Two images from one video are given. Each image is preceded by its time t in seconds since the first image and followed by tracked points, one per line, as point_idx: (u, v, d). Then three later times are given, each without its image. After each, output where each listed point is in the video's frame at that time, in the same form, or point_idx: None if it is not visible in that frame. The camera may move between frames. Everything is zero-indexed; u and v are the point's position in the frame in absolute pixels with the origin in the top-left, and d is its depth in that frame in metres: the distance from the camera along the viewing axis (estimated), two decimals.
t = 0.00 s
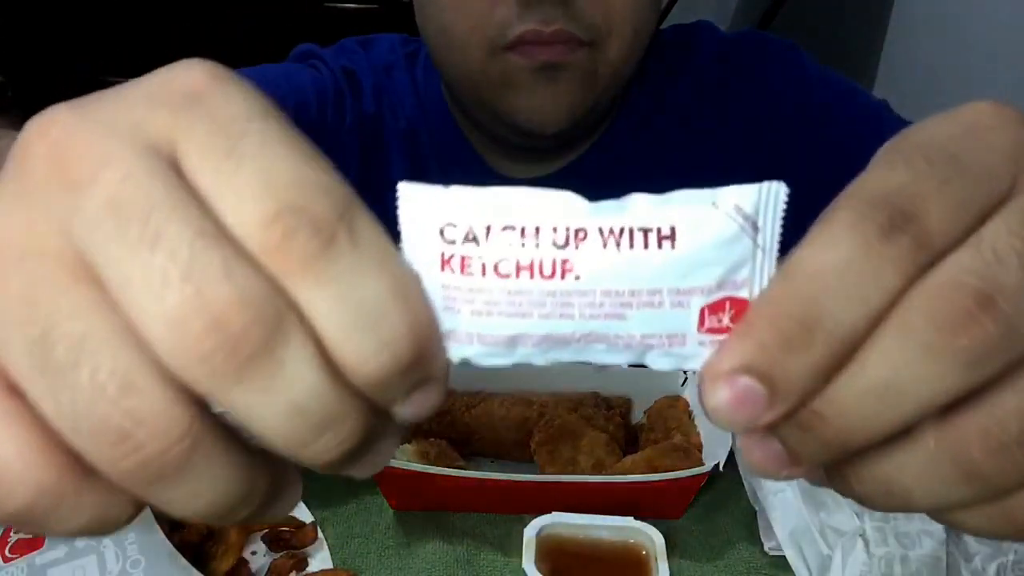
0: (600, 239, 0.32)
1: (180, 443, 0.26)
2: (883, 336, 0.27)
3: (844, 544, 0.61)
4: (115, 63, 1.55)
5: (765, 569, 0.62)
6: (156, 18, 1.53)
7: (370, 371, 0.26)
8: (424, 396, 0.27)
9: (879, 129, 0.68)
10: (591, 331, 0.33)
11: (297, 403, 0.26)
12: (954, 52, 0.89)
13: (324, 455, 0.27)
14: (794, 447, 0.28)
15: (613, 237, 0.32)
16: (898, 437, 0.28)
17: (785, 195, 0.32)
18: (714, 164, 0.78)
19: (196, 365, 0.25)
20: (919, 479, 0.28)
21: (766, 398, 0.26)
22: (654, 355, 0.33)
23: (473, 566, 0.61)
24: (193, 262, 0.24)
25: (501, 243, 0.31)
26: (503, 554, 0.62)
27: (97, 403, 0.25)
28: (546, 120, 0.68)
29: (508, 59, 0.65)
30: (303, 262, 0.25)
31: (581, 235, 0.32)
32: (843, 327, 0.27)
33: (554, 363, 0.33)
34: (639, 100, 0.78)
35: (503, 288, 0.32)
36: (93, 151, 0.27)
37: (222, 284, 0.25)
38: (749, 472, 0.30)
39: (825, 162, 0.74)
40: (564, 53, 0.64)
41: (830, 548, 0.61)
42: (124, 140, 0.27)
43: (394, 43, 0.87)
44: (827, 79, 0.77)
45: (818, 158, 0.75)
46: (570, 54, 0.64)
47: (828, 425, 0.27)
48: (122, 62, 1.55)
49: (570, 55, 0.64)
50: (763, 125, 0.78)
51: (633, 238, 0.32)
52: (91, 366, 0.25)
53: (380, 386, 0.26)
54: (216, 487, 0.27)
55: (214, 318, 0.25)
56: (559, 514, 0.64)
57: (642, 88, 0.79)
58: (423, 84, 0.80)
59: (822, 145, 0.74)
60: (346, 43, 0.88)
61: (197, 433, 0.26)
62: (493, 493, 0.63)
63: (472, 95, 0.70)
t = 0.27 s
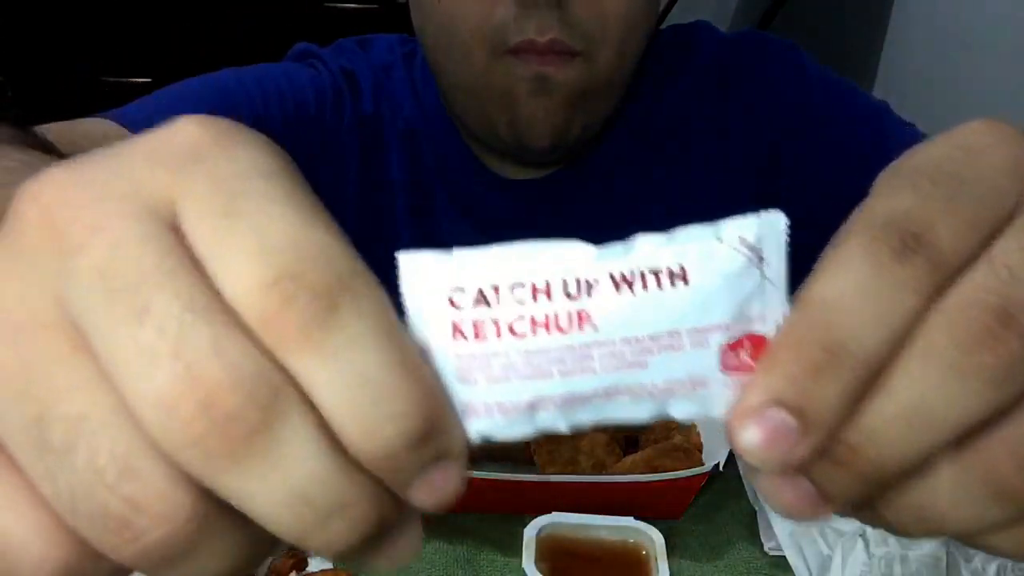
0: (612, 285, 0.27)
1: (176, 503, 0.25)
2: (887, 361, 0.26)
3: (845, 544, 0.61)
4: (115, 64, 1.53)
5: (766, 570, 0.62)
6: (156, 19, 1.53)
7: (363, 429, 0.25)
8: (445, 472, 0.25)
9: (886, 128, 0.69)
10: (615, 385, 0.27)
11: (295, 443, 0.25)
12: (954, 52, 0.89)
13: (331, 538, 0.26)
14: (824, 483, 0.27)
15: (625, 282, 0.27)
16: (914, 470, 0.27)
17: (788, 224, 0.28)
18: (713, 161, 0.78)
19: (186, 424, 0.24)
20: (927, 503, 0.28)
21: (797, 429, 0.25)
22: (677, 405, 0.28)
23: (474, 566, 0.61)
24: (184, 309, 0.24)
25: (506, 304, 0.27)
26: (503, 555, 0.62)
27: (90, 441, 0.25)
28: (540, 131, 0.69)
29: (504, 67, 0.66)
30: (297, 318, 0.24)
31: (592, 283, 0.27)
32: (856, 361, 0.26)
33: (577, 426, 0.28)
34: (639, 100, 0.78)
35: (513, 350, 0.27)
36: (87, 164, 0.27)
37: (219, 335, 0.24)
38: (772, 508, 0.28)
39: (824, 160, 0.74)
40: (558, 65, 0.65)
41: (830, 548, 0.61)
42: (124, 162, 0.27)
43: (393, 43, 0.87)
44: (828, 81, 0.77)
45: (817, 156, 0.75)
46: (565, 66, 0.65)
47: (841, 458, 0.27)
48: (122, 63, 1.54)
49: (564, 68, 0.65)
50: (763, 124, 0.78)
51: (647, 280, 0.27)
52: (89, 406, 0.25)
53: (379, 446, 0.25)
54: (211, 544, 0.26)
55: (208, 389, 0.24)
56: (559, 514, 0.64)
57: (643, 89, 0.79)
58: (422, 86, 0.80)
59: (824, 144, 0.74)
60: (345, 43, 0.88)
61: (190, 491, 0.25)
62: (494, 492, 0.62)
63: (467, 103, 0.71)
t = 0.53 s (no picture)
0: (676, 312, 0.27)
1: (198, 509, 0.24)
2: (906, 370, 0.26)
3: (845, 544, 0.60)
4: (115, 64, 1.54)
5: (765, 570, 0.62)
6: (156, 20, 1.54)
7: (386, 421, 0.25)
8: (496, 490, 0.26)
9: (889, 126, 0.69)
10: (673, 422, 0.27)
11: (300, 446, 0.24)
12: (953, 54, 0.89)
13: (354, 562, 0.25)
14: (896, 535, 0.27)
15: (688, 310, 0.27)
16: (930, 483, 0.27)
17: (856, 265, 0.28)
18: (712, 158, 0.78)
19: (198, 426, 0.24)
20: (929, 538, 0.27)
21: (875, 476, 0.26)
22: (739, 450, 0.28)
23: (474, 565, 0.61)
24: (206, 294, 0.24)
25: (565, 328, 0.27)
26: (503, 555, 0.62)
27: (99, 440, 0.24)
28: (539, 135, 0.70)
29: (502, 70, 0.66)
30: (321, 302, 0.25)
31: (655, 309, 0.27)
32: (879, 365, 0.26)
33: (631, 466, 0.28)
34: (637, 96, 0.78)
35: (571, 377, 0.27)
36: (90, 155, 0.27)
37: (260, 324, 0.24)
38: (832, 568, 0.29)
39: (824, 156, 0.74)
40: (556, 71, 0.66)
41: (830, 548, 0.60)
42: (128, 152, 0.27)
43: (392, 42, 0.87)
44: (829, 77, 0.77)
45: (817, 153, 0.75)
46: (562, 72, 0.66)
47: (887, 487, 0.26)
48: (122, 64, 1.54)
49: (562, 74, 0.66)
50: (763, 120, 0.78)
51: (711, 310, 0.27)
52: (112, 401, 0.24)
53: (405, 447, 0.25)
54: (215, 558, 0.25)
55: (250, 377, 0.24)
56: (560, 514, 0.64)
57: (641, 86, 0.79)
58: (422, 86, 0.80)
59: (825, 141, 0.74)
60: (344, 42, 0.88)
61: (209, 497, 0.24)
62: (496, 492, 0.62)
63: (466, 103, 0.72)
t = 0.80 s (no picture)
0: (710, 290, 0.27)
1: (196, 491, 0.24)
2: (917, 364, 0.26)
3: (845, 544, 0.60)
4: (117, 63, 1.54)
5: (766, 570, 0.61)
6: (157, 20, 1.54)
7: (399, 395, 0.25)
8: (518, 458, 0.26)
9: (893, 125, 0.69)
10: (701, 402, 0.27)
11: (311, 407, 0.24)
12: (956, 55, 0.89)
13: (377, 532, 0.25)
14: (926, 528, 0.28)
15: (722, 289, 0.27)
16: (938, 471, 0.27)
17: (893, 252, 0.28)
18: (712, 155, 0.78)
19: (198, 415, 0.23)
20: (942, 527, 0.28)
21: (908, 466, 0.26)
22: (767, 434, 0.28)
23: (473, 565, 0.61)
24: (216, 267, 0.24)
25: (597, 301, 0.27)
26: (503, 555, 0.61)
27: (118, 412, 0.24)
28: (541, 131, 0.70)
29: (500, 71, 0.66)
30: (329, 271, 0.25)
31: (689, 286, 0.27)
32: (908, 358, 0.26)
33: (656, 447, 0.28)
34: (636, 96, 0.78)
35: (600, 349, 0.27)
36: (98, 140, 0.27)
37: (273, 292, 0.24)
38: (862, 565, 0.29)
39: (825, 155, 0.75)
40: (559, 68, 0.65)
41: (830, 548, 0.60)
42: (131, 135, 0.27)
43: (393, 42, 0.87)
44: (831, 76, 0.77)
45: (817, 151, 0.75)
46: (565, 70, 0.65)
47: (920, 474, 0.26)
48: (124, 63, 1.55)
49: (564, 71, 0.65)
50: (765, 118, 0.78)
51: (746, 290, 0.27)
52: (115, 391, 0.24)
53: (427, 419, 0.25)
54: (216, 551, 0.25)
55: (262, 344, 0.24)
56: (560, 514, 0.64)
57: (641, 87, 0.79)
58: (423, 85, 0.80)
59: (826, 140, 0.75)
60: (346, 42, 0.88)
61: (223, 482, 0.24)
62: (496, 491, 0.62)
63: (464, 103, 0.72)
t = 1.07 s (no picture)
0: (715, 290, 0.27)
1: (197, 498, 0.24)
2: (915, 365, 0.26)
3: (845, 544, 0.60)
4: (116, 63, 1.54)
5: (766, 570, 0.61)
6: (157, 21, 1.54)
7: (399, 397, 0.25)
8: (517, 459, 0.25)
9: (893, 126, 0.70)
10: (703, 403, 0.27)
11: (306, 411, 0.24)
12: (958, 56, 0.89)
13: (378, 533, 0.25)
14: (926, 532, 0.28)
15: (728, 289, 0.27)
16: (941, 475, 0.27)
17: (899, 254, 0.28)
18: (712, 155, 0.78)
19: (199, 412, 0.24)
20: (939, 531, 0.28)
21: (909, 469, 0.26)
22: (768, 435, 0.28)
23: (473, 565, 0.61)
24: (214, 268, 0.24)
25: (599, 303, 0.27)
26: (502, 555, 0.61)
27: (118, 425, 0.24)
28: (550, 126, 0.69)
29: (508, 64, 0.66)
30: (328, 273, 0.25)
31: (695, 286, 0.27)
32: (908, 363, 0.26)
33: (656, 446, 0.28)
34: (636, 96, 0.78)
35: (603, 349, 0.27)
36: (97, 140, 0.27)
37: (271, 294, 0.24)
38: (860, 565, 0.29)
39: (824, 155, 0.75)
40: (568, 61, 0.65)
41: (830, 548, 0.60)
42: (130, 136, 0.27)
43: (394, 42, 0.87)
44: (831, 76, 0.77)
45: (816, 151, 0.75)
46: (571, 64, 0.65)
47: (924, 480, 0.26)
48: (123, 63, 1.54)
49: (574, 63, 0.65)
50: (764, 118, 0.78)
51: (751, 291, 0.27)
52: (112, 391, 0.24)
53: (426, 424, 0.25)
54: (214, 550, 0.25)
55: (260, 346, 0.24)
56: (559, 514, 0.64)
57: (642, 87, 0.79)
58: (423, 85, 0.80)
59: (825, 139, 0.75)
60: (346, 41, 0.88)
61: (221, 484, 0.24)
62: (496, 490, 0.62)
63: (471, 98, 0.71)
